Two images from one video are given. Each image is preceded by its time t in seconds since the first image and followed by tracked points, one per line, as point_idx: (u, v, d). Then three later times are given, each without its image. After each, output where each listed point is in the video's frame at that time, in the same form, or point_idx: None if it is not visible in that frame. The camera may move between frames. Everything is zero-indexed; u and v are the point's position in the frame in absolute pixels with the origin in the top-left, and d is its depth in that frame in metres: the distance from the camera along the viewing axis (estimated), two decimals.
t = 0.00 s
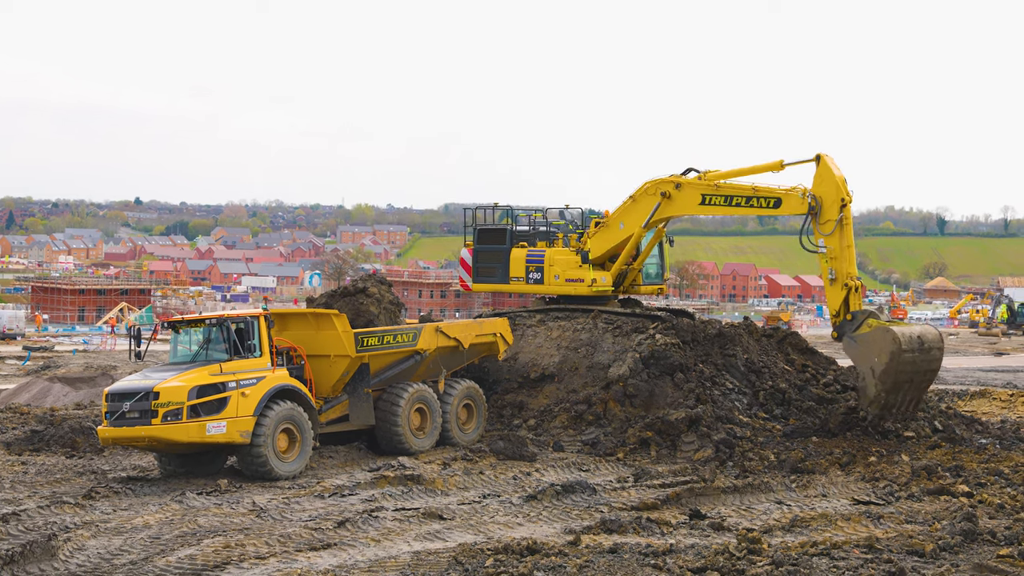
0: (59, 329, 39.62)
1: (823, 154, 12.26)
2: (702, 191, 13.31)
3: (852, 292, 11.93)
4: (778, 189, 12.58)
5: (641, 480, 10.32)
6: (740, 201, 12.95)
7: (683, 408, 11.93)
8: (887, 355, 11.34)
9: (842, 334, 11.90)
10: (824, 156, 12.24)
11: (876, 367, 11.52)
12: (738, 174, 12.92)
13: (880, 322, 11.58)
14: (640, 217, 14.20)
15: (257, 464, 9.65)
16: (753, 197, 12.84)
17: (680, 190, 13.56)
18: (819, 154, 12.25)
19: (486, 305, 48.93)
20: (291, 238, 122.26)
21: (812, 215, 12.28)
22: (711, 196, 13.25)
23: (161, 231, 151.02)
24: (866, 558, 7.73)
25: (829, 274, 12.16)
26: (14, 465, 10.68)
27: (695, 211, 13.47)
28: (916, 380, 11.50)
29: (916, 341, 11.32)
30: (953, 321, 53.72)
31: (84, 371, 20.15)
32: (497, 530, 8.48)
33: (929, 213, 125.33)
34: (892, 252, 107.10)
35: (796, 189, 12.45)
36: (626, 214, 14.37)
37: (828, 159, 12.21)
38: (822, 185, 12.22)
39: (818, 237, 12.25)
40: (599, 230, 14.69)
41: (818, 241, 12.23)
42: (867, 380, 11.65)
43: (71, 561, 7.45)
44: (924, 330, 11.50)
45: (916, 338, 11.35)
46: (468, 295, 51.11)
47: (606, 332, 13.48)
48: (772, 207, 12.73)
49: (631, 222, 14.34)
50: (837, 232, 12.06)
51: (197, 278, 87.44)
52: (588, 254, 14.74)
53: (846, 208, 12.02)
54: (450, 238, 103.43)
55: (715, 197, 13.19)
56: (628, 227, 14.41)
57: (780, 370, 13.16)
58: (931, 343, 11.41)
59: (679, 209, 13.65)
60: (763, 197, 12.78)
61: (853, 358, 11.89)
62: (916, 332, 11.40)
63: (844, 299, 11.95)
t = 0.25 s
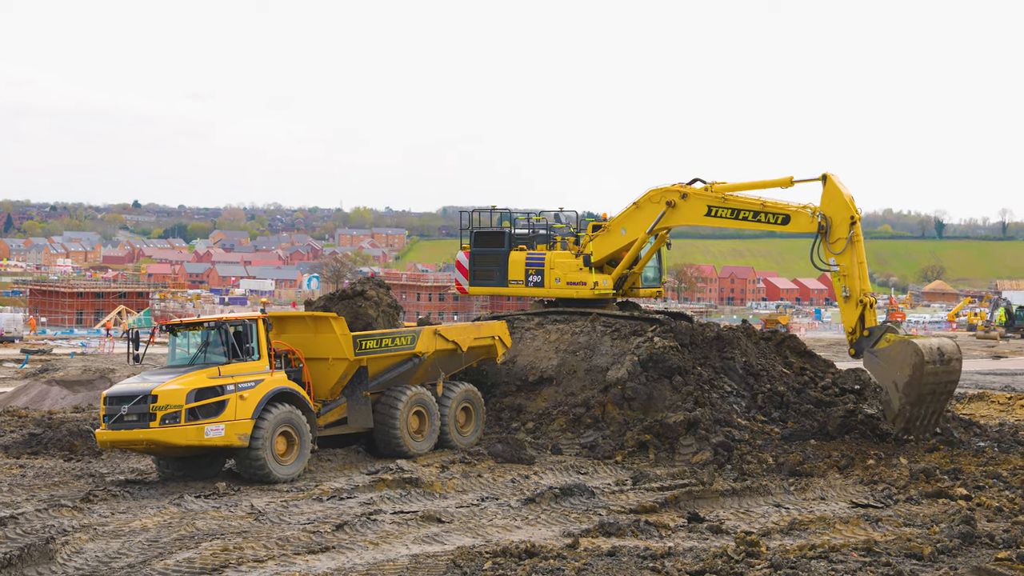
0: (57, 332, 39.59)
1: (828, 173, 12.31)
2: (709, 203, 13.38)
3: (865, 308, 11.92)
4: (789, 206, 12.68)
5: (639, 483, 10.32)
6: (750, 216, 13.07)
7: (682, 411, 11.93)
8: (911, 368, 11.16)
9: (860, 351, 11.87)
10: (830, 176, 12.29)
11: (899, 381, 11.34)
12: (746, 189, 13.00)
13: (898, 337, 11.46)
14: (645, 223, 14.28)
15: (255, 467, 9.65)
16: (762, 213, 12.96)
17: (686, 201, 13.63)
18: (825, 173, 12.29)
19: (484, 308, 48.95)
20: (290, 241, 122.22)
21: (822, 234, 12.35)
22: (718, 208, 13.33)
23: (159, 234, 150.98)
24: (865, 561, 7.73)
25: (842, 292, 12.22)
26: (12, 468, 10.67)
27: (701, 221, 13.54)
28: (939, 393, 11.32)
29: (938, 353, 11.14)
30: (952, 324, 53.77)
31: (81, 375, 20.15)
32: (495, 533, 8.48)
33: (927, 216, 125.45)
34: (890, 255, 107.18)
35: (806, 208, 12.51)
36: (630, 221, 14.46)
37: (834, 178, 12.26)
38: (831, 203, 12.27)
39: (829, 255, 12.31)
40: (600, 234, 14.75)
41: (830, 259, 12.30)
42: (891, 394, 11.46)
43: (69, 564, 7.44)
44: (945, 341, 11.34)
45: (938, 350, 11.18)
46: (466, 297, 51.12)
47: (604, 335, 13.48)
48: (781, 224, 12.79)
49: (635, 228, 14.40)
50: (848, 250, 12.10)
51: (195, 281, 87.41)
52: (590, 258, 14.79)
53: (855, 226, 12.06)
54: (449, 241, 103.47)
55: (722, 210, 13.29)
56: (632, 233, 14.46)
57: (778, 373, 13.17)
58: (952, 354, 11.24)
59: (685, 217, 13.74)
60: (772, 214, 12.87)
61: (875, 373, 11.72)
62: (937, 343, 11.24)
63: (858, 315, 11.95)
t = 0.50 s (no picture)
0: (55, 332, 39.56)
1: (830, 184, 12.31)
2: (712, 208, 13.41)
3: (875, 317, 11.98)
4: (794, 214, 12.64)
5: (637, 482, 10.32)
6: (752, 224, 12.98)
7: (679, 410, 11.94)
8: (924, 376, 11.31)
9: (871, 361, 11.92)
10: (831, 187, 12.29)
11: (912, 389, 11.50)
12: (751, 196, 12.96)
13: (909, 345, 11.61)
14: (646, 225, 14.30)
15: (252, 467, 9.64)
16: (765, 221, 12.87)
17: (689, 205, 13.64)
18: (829, 185, 12.28)
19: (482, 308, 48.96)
20: (288, 241, 122.19)
21: (827, 244, 12.32)
22: (721, 214, 13.34)
23: (157, 233, 150.89)
24: (862, 560, 7.73)
25: (849, 302, 12.20)
26: (9, 468, 10.66)
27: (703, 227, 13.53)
28: (951, 400, 11.48)
29: (951, 361, 11.28)
30: (949, 323, 53.79)
31: (79, 374, 20.14)
32: (493, 532, 8.48)
33: (925, 216, 125.53)
34: (887, 255, 107.25)
35: (811, 217, 12.50)
36: (632, 222, 14.46)
37: (836, 189, 12.26)
38: (835, 213, 12.25)
39: (835, 265, 12.30)
40: (600, 235, 14.78)
41: (835, 269, 12.28)
42: (904, 402, 11.62)
43: (66, 563, 7.43)
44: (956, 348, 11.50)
45: (950, 358, 11.33)
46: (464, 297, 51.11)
47: (602, 335, 13.48)
48: (786, 232, 12.78)
49: (637, 229, 14.42)
50: (854, 259, 12.10)
51: (193, 281, 87.37)
52: (590, 258, 14.82)
53: (861, 237, 12.06)
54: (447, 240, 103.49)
55: (725, 216, 13.26)
56: (633, 234, 14.48)
57: (776, 373, 13.17)
58: (964, 362, 11.38)
59: (687, 221, 13.73)
60: (777, 222, 12.80)
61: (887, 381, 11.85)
62: (948, 351, 11.39)
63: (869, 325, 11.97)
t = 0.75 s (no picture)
0: (53, 331, 39.59)
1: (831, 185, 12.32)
2: (712, 208, 13.42)
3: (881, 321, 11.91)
4: (795, 216, 12.66)
5: (635, 481, 10.33)
6: (754, 224, 12.99)
7: (678, 409, 11.95)
8: (927, 386, 11.33)
9: (874, 362, 11.91)
10: (832, 187, 12.29)
11: (913, 397, 11.54)
12: (752, 197, 12.97)
13: (915, 352, 11.58)
14: (646, 225, 14.32)
15: (251, 466, 9.64)
16: (767, 221, 12.88)
17: (689, 205, 13.65)
18: (830, 186, 12.29)
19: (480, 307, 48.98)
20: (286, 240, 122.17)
21: (828, 245, 12.33)
22: (721, 214, 13.35)
23: (155, 232, 150.89)
24: (861, 559, 7.74)
25: (852, 303, 12.18)
26: (7, 467, 10.66)
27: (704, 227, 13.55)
28: (951, 409, 11.52)
29: (954, 373, 11.27)
30: (948, 323, 53.81)
31: (78, 373, 20.17)
32: (491, 532, 8.49)
33: (924, 215, 125.59)
34: (886, 254, 107.31)
35: (812, 219, 12.53)
36: (632, 223, 14.48)
37: (837, 191, 12.26)
38: (837, 215, 12.28)
39: (837, 266, 12.30)
40: (600, 233, 14.81)
41: (837, 270, 12.28)
42: (904, 409, 11.66)
43: (65, 563, 7.44)
44: (960, 358, 11.49)
45: (953, 368, 11.33)
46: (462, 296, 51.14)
47: (600, 334, 13.48)
48: (787, 233, 12.80)
49: (636, 229, 14.44)
50: (857, 261, 12.10)
51: (192, 280, 87.38)
52: (590, 257, 14.84)
53: (864, 238, 12.08)
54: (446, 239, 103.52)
55: (726, 217, 13.28)
56: (632, 234, 14.50)
57: (774, 372, 13.17)
58: (967, 373, 11.36)
59: (687, 221, 13.74)
60: (778, 222, 12.81)
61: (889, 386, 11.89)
62: (952, 361, 11.37)
63: (872, 326, 11.93)
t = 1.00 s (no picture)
0: (53, 330, 39.59)
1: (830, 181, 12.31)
2: (712, 206, 13.44)
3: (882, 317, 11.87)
4: (795, 212, 12.63)
5: (635, 480, 10.34)
6: (753, 221, 13.00)
7: (677, 408, 11.95)
8: (926, 388, 11.27)
9: (874, 359, 11.83)
10: (831, 183, 12.28)
11: (910, 398, 11.49)
12: (751, 194, 12.96)
13: (915, 352, 11.48)
14: (644, 224, 14.32)
15: (250, 465, 9.64)
16: (766, 218, 12.87)
17: (688, 203, 13.65)
18: (831, 181, 12.27)
19: (480, 306, 48.99)
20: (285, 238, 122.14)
21: (828, 240, 12.33)
22: (720, 211, 13.37)
23: (155, 231, 150.90)
24: (859, 558, 7.75)
25: (852, 299, 12.17)
26: (7, 465, 10.66)
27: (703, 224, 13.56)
28: (947, 411, 11.49)
29: (954, 376, 11.23)
30: (947, 322, 53.81)
31: (77, 371, 20.16)
32: (491, 530, 8.49)
33: (923, 214, 125.61)
34: (885, 253, 107.33)
35: (812, 214, 12.51)
36: (631, 221, 14.48)
37: (836, 186, 12.25)
38: (836, 210, 12.27)
39: (837, 262, 12.29)
40: (599, 232, 14.82)
41: (837, 265, 12.28)
42: (901, 408, 11.62)
43: (65, 561, 7.44)
44: (959, 360, 11.43)
45: (953, 371, 11.27)
46: (462, 295, 51.15)
47: (600, 333, 13.48)
48: (787, 229, 12.79)
49: (635, 228, 14.44)
50: (857, 256, 12.09)
51: (191, 279, 87.40)
52: (590, 256, 14.84)
53: (864, 234, 12.06)
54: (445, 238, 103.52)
55: (726, 214, 13.28)
56: (631, 233, 14.50)
57: (774, 370, 13.17)
58: (966, 375, 11.34)
59: (687, 219, 13.75)
60: (778, 219, 12.79)
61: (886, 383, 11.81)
62: (952, 364, 11.31)
63: (872, 322, 11.90)
